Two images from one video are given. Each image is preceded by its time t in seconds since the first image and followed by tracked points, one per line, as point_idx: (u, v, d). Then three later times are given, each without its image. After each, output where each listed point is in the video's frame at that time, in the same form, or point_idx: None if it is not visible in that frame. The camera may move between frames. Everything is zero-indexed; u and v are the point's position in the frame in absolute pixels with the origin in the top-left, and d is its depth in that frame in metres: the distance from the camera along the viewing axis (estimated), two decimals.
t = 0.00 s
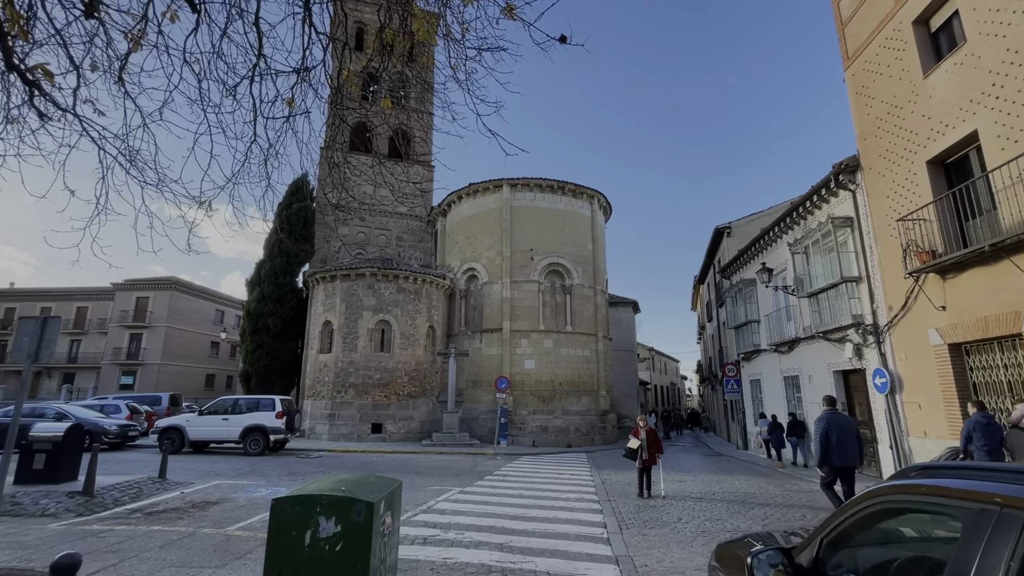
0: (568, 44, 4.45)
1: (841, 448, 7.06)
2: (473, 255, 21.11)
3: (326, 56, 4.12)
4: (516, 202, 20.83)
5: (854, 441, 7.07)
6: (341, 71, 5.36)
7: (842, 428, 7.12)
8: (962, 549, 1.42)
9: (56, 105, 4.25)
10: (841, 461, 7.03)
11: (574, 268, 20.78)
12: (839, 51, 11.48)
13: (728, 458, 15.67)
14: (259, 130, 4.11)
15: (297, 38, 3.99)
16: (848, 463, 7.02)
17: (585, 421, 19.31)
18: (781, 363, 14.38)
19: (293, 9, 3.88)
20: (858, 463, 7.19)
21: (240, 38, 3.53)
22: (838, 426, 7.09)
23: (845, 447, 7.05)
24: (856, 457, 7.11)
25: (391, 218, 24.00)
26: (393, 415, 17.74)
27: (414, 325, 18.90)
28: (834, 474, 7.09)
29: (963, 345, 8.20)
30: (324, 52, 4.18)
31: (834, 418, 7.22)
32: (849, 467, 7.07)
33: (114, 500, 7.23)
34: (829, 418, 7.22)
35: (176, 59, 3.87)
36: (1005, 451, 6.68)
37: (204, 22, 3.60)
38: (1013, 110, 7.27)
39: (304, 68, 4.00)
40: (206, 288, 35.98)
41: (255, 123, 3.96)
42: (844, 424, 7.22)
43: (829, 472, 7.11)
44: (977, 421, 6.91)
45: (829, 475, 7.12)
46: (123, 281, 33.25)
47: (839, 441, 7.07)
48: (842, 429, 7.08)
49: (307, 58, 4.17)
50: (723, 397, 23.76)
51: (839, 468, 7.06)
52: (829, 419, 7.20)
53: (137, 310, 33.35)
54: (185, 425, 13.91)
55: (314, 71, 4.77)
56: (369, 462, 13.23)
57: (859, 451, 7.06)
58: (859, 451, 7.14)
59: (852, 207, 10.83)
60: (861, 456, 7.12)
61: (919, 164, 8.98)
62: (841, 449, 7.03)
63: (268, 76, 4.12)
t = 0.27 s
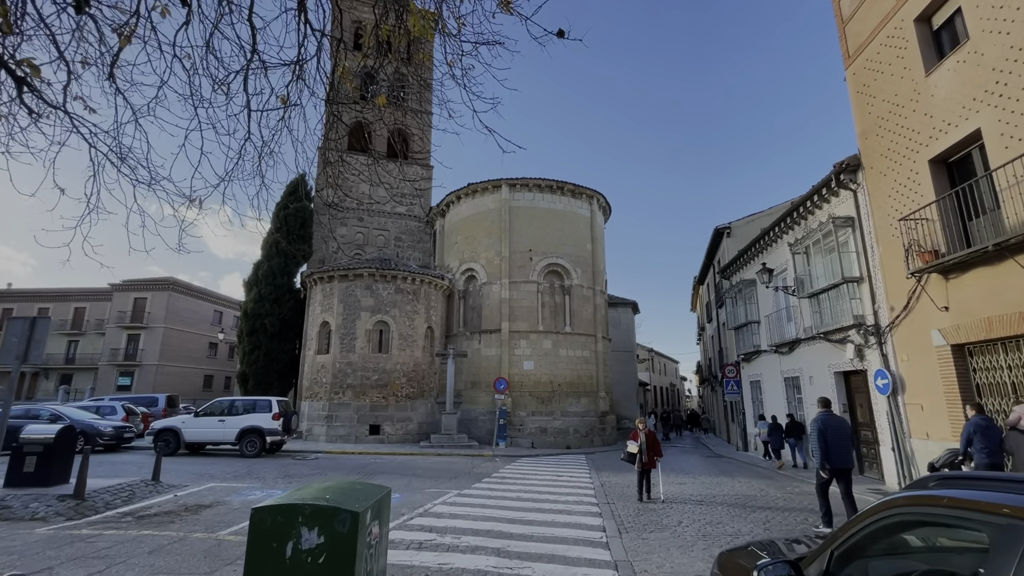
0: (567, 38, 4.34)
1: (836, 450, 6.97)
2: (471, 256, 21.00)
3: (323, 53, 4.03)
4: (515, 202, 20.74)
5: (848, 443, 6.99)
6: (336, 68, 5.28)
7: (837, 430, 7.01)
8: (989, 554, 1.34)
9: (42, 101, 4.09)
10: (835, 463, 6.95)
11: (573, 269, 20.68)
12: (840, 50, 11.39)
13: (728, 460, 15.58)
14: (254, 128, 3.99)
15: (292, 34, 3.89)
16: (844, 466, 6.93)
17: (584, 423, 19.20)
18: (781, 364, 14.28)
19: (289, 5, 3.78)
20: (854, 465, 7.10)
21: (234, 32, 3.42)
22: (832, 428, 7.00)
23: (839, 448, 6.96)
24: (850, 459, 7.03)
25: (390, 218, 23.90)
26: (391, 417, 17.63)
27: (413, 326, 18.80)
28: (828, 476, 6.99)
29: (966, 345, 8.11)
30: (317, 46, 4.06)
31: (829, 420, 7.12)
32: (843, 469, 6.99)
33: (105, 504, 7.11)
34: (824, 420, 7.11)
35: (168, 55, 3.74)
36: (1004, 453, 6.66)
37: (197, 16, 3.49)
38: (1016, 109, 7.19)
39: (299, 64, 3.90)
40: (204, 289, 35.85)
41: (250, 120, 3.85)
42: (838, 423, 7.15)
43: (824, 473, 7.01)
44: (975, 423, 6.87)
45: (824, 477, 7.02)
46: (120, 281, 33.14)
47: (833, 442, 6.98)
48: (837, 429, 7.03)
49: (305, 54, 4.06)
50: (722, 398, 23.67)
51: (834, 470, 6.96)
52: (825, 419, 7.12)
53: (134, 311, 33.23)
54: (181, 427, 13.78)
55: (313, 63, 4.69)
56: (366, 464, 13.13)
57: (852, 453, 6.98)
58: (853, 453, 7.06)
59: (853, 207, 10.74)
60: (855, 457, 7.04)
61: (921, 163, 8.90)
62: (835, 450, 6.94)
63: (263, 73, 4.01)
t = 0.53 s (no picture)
0: (567, 32, 4.23)
1: (826, 451, 6.91)
2: (470, 256, 20.90)
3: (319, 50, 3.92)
4: (514, 202, 20.65)
5: (842, 444, 6.89)
6: (332, 63, 5.22)
7: (829, 431, 6.96)
8: (1023, 567, 1.24)
9: (32, 98, 3.99)
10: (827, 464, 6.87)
11: (573, 269, 20.59)
12: (841, 49, 11.32)
13: (728, 462, 15.48)
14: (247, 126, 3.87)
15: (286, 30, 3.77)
16: (838, 467, 6.80)
17: (584, 424, 19.09)
18: (781, 366, 14.18)
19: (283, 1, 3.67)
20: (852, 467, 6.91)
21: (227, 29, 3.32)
22: (822, 429, 6.98)
23: (830, 449, 6.89)
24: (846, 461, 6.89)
25: (389, 218, 23.82)
26: (389, 419, 17.51)
27: (411, 327, 18.69)
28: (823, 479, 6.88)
29: (970, 346, 8.01)
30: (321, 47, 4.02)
31: (822, 422, 7.08)
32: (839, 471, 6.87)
33: (97, 507, 7.00)
34: (818, 422, 7.08)
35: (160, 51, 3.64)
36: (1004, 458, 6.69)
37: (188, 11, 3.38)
38: (1021, 106, 7.10)
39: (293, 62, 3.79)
40: (203, 290, 35.74)
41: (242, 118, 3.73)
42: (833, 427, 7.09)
43: (820, 476, 6.92)
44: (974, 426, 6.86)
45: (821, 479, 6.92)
46: (118, 282, 33.04)
47: (824, 442, 6.93)
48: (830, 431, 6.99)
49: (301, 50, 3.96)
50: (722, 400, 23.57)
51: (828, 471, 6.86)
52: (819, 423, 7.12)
53: (132, 312, 33.11)
54: (176, 429, 13.66)
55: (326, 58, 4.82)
56: (364, 466, 13.01)
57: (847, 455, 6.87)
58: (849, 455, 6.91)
59: (855, 206, 10.65)
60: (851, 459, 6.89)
61: (924, 162, 8.81)
62: (828, 451, 6.87)
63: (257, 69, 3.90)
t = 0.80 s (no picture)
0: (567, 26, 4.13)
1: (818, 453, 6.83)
2: (469, 258, 20.81)
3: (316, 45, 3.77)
4: (513, 203, 20.56)
5: (834, 448, 6.78)
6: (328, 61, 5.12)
7: (821, 434, 6.90)
8: None
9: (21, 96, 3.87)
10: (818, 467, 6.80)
11: (572, 271, 20.50)
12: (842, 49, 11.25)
13: (728, 464, 15.38)
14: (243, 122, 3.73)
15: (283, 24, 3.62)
16: (828, 471, 6.72)
17: (583, 427, 18.99)
18: (782, 367, 14.07)
19: None
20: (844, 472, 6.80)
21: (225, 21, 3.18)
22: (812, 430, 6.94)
23: (822, 452, 6.80)
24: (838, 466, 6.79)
25: (388, 219, 23.73)
26: (388, 421, 17.40)
27: (410, 329, 18.60)
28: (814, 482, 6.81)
29: (974, 348, 7.91)
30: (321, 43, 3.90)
31: (815, 424, 7.03)
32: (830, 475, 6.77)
33: (89, 511, 6.90)
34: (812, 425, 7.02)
35: (152, 44, 3.51)
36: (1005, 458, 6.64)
37: (181, 2, 3.26)
38: None
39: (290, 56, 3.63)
40: (201, 291, 35.63)
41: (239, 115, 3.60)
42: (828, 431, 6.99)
43: (809, 479, 6.88)
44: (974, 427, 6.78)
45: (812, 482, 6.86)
46: (117, 284, 32.94)
47: (815, 445, 6.85)
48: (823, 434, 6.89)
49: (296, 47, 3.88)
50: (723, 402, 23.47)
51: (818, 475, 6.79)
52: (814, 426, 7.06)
53: (131, 313, 32.99)
54: (173, 431, 13.55)
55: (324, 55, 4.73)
56: (361, 469, 12.91)
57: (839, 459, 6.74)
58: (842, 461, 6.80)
59: (856, 207, 10.56)
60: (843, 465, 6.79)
61: (927, 161, 8.73)
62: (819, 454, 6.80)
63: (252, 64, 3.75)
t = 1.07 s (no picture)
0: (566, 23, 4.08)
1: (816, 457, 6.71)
2: (468, 261, 20.73)
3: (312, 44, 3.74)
4: (513, 206, 20.49)
5: (832, 454, 6.65)
6: (326, 61, 5.04)
7: (819, 439, 6.77)
8: None
9: (17, 96, 3.87)
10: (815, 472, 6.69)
11: (572, 274, 20.41)
12: (842, 51, 11.20)
13: (730, 469, 15.24)
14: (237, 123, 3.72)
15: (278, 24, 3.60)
16: (825, 475, 6.62)
17: (583, 431, 18.86)
18: (784, 371, 13.96)
19: None
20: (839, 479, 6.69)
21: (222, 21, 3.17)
22: (811, 433, 6.79)
23: (820, 456, 6.68)
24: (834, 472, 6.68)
25: (387, 223, 23.66)
26: (386, 425, 17.26)
27: (408, 332, 18.48)
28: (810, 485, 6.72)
29: (978, 351, 7.82)
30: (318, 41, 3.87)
31: (813, 428, 6.90)
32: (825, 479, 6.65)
33: (80, 517, 6.77)
34: (810, 428, 6.91)
35: (148, 44, 3.49)
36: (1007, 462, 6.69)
37: None
38: None
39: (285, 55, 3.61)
40: (200, 295, 35.52)
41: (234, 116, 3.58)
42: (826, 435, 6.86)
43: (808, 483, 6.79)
44: (976, 430, 6.85)
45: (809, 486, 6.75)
46: (115, 287, 32.83)
47: (814, 450, 6.72)
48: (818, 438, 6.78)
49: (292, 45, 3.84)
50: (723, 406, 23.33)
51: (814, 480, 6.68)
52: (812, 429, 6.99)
53: (128, 316, 32.85)
54: (168, 436, 13.42)
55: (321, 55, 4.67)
56: (359, 473, 12.76)
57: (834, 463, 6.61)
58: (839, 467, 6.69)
59: (858, 209, 10.48)
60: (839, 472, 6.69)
61: (929, 163, 8.66)
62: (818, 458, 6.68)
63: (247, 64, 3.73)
